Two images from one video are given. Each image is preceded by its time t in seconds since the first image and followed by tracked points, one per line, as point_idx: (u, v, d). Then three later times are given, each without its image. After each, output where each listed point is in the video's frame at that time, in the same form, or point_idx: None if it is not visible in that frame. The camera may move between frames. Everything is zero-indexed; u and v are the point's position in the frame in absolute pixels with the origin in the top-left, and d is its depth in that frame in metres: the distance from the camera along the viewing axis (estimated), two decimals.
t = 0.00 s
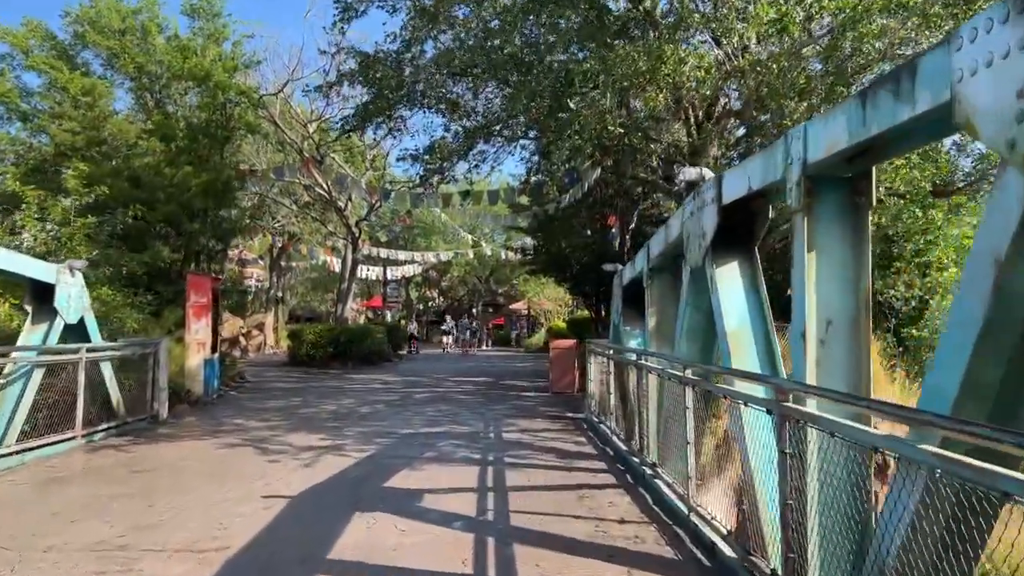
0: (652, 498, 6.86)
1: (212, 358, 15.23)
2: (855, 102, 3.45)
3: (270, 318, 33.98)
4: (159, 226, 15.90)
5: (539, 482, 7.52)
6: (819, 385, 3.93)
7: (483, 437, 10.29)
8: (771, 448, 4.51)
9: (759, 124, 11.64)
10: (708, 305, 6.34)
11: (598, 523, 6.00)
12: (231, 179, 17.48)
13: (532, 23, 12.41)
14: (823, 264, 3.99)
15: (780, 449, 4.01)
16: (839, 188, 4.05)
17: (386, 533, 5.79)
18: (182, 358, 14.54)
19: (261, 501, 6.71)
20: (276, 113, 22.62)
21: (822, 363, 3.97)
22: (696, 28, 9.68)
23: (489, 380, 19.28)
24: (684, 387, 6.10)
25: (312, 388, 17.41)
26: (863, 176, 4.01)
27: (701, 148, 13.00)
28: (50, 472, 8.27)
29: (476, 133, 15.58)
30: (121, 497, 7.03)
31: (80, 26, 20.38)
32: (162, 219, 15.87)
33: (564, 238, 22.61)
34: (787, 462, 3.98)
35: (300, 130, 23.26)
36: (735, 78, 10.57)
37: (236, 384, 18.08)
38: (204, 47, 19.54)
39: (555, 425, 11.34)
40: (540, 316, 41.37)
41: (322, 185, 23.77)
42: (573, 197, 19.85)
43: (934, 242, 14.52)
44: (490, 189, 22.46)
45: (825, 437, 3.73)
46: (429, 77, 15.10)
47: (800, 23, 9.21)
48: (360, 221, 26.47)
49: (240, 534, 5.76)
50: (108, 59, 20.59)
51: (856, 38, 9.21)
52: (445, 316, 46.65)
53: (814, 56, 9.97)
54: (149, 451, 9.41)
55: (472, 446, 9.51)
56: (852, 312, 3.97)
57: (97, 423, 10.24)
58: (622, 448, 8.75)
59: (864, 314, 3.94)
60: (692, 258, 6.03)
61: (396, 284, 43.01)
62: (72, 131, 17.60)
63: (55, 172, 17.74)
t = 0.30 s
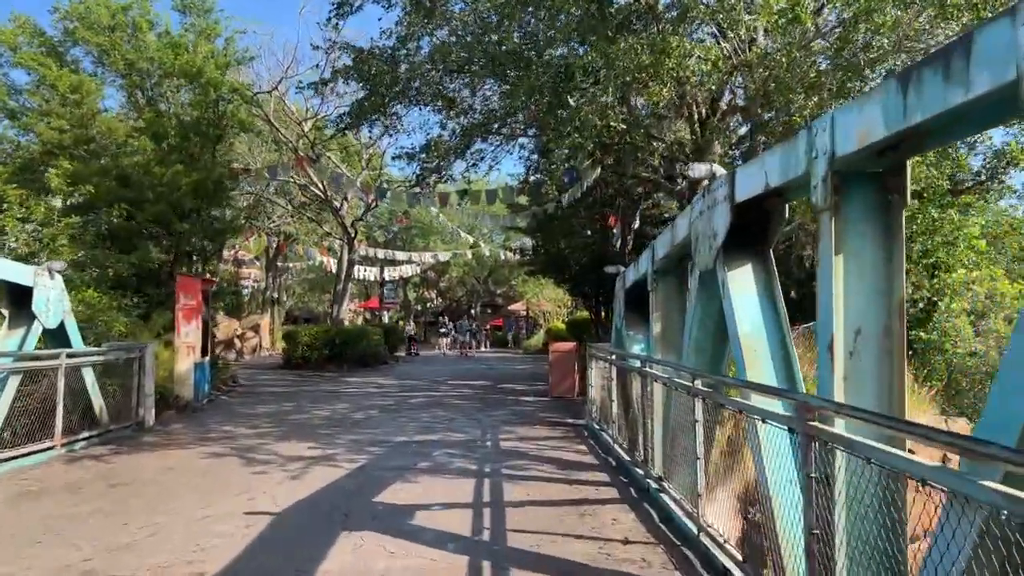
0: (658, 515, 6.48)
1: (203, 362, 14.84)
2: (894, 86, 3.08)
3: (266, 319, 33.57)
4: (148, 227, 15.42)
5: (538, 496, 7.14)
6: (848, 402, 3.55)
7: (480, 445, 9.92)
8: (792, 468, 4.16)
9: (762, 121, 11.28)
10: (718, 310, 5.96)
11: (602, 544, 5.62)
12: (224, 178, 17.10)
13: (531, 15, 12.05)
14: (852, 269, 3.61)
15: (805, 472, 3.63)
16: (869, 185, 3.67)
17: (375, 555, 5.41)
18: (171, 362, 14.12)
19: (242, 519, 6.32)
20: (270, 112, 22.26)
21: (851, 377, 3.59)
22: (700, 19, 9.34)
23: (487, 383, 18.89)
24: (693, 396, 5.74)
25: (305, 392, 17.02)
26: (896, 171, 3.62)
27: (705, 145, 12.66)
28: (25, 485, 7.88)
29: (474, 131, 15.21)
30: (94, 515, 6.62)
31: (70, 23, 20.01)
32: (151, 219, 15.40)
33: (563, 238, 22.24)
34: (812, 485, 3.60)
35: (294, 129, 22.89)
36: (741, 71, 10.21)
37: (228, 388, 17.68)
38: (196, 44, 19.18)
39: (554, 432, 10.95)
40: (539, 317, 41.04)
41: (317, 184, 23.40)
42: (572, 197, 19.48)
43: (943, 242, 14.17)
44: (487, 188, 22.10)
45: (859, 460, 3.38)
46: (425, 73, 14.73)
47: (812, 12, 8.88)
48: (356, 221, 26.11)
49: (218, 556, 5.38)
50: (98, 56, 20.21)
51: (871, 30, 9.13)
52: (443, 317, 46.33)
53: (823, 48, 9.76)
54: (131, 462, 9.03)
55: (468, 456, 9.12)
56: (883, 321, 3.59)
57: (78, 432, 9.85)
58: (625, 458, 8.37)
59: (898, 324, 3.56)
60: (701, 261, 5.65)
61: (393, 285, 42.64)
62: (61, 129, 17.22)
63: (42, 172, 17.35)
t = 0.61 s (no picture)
0: (665, 526, 6.18)
1: (195, 363, 14.51)
2: (941, 57, 2.81)
3: (263, 320, 33.24)
4: (139, 226, 15.06)
5: (540, 504, 6.83)
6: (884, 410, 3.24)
7: (478, 449, 9.61)
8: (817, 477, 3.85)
9: (768, 117, 10.96)
10: (729, 309, 5.64)
11: (607, 557, 5.32)
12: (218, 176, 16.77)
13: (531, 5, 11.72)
14: (885, 263, 3.30)
15: (835, 486, 3.31)
16: (902, 170, 3.36)
17: (365, 569, 5.09)
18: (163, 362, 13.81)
19: (225, 531, 5.99)
20: (266, 109, 21.93)
21: (886, 382, 3.28)
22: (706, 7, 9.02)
23: (486, 385, 18.56)
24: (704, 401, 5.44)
25: (301, 395, 16.69)
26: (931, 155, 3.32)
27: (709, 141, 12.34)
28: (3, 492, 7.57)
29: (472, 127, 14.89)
30: (70, 526, 6.30)
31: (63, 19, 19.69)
32: (141, 217, 15.02)
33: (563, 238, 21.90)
34: (842, 501, 3.28)
35: (291, 127, 22.56)
36: (747, 63, 9.88)
37: (222, 390, 17.35)
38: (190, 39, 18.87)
39: (555, 436, 10.62)
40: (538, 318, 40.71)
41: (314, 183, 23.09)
42: (572, 196, 19.15)
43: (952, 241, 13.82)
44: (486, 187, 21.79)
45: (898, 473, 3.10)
46: (422, 67, 14.40)
47: None
48: (353, 221, 25.79)
49: (198, 570, 5.07)
50: (91, 52, 19.89)
51: (884, 18, 8.80)
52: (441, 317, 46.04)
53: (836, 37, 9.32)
54: (116, 467, 8.71)
55: (466, 461, 8.78)
56: (920, 320, 3.29)
57: (62, 436, 9.53)
58: (629, 465, 8.06)
59: (936, 322, 3.25)
60: (712, 257, 5.33)
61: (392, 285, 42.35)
62: (52, 126, 16.89)
63: (33, 169, 17.01)
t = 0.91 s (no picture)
0: (673, 545, 5.86)
1: (186, 369, 14.16)
2: (998, 35, 2.48)
3: (259, 322, 32.90)
4: (127, 227, 14.74)
5: (540, 521, 6.48)
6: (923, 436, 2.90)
7: (475, 459, 9.27)
8: (846, 503, 3.60)
9: (773, 115, 10.66)
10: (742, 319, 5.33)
11: None
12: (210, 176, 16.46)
13: None
14: (926, 268, 2.97)
15: (871, 519, 2.88)
16: (945, 166, 3.03)
17: None
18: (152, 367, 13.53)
19: (205, 551, 5.65)
20: (261, 109, 21.60)
21: (926, 400, 2.94)
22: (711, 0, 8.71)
23: (484, 389, 18.23)
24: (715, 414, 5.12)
25: (294, 400, 16.35)
26: (982, 150, 2.97)
27: (713, 141, 12.01)
28: None
29: (470, 126, 14.55)
30: (42, 546, 5.95)
31: (54, 16, 19.33)
32: (130, 218, 14.70)
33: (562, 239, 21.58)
34: (880, 534, 2.86)
35: (287, 128, 22.24)
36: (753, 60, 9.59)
37: (214, 395, 17.00)
38: (183, 38, 18.56)
39: (555, 445, 10.27)
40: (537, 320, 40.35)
41: (310, 184, 22.77)
42: (571, 197, 18.83)
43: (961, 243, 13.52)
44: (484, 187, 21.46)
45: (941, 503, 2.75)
46: (418, 65, 14.06)
47: None
48: (349, 222, 25.46)
49: None
50: (82, 50, 19.52)
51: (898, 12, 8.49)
52: (440, 319, 45.71)
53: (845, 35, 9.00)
54: (97, 479, 8.35)
55: (462, 473, 8.44)
56: (966, 332, 2.93)
57: (44, 446, 9.17)
58: (633, 477, 7.74)
59: (984, 336, 2.90)
60: (725, 261, 5.01)
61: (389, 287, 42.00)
62: (41, 125, 16.52)
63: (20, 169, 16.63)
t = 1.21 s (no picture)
0: (679, 559, 5.52)
1: (175, 370, 13.79)
2: None
3: (253, 323, 32.52)
4: (115, 225, 14.36)
5: (538, 532, 6.13)
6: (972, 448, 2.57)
7: (471, 465, 8.91)
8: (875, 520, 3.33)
9: (780, 110, 10.33)
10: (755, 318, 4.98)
11: None
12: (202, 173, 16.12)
13: None
14: (978, 257, 2.65)
15: (914, 544, 2.55)
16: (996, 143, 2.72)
17: None
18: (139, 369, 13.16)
19: (181, 565, 5.30)
20: (255, 106, 21.23)
21: (978, 408, 2.61)
22: None
23: (481, 391, 17.87)
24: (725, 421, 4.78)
25: (287, 402, 15.99)
26: None
27: (717, 137, 11.66)
28: None
29: (467, 122, 14.20)
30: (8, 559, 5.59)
31: (43, 12, 18.97)
32: (119, 216, 14.30)
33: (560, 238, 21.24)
34: (924, 562, 2.52)
35: (281, 126, 21.89)
36: (759, 51, 9.27)
37: (205, 397, 16.62)
38: (176, 33, 18.19)
39: (553, 450, 9.92)
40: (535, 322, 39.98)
41: (305, 183, 22.41)
42: (570, 196, 18.52)
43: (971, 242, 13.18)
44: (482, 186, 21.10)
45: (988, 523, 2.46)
46: (414, 59, 13.71)
47: None
48: (345, 222, 25.11)
49: None
50: (72, 46, 19.15)
51: None
52: (437, 320, 45.34)
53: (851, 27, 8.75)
54: (75, 486, 7.99)
55: (457, 480, 8.09)
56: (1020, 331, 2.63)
57: (21, 451, 8.81)
58: (636, 484, 7.40)
59: None
60: (737, 257, 4.66)
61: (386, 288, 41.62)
62: (28, 121, 16.13)
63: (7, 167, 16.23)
